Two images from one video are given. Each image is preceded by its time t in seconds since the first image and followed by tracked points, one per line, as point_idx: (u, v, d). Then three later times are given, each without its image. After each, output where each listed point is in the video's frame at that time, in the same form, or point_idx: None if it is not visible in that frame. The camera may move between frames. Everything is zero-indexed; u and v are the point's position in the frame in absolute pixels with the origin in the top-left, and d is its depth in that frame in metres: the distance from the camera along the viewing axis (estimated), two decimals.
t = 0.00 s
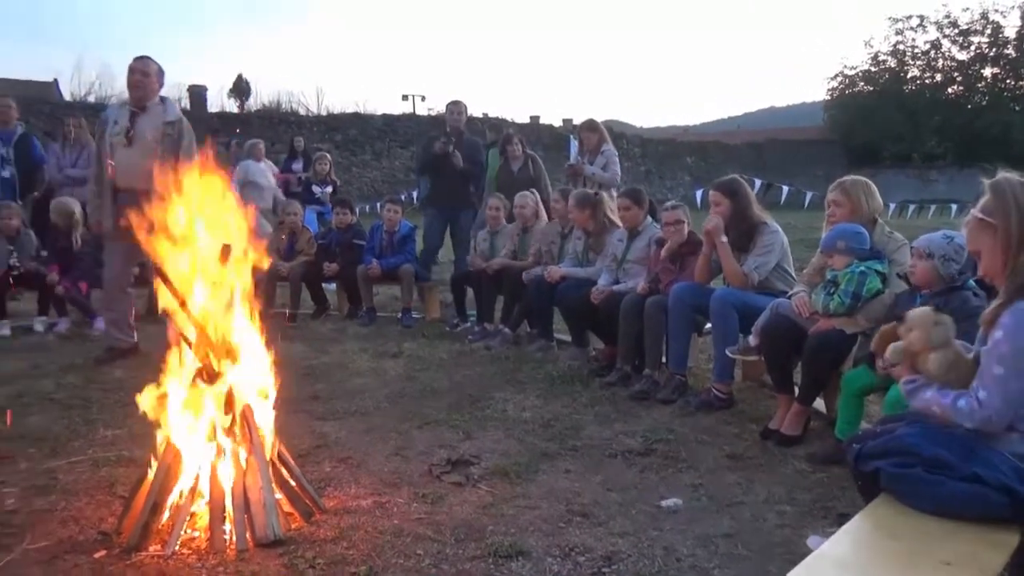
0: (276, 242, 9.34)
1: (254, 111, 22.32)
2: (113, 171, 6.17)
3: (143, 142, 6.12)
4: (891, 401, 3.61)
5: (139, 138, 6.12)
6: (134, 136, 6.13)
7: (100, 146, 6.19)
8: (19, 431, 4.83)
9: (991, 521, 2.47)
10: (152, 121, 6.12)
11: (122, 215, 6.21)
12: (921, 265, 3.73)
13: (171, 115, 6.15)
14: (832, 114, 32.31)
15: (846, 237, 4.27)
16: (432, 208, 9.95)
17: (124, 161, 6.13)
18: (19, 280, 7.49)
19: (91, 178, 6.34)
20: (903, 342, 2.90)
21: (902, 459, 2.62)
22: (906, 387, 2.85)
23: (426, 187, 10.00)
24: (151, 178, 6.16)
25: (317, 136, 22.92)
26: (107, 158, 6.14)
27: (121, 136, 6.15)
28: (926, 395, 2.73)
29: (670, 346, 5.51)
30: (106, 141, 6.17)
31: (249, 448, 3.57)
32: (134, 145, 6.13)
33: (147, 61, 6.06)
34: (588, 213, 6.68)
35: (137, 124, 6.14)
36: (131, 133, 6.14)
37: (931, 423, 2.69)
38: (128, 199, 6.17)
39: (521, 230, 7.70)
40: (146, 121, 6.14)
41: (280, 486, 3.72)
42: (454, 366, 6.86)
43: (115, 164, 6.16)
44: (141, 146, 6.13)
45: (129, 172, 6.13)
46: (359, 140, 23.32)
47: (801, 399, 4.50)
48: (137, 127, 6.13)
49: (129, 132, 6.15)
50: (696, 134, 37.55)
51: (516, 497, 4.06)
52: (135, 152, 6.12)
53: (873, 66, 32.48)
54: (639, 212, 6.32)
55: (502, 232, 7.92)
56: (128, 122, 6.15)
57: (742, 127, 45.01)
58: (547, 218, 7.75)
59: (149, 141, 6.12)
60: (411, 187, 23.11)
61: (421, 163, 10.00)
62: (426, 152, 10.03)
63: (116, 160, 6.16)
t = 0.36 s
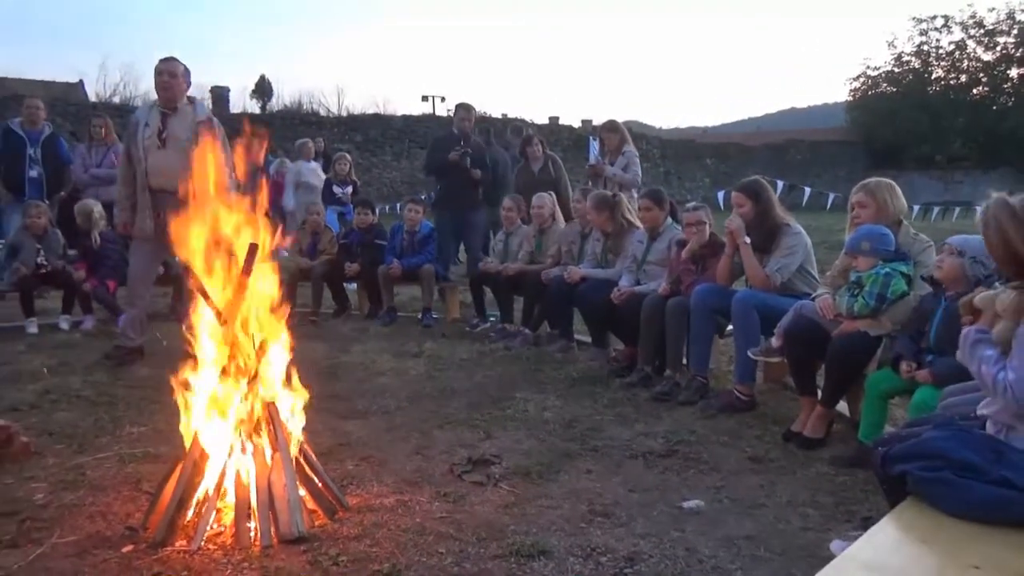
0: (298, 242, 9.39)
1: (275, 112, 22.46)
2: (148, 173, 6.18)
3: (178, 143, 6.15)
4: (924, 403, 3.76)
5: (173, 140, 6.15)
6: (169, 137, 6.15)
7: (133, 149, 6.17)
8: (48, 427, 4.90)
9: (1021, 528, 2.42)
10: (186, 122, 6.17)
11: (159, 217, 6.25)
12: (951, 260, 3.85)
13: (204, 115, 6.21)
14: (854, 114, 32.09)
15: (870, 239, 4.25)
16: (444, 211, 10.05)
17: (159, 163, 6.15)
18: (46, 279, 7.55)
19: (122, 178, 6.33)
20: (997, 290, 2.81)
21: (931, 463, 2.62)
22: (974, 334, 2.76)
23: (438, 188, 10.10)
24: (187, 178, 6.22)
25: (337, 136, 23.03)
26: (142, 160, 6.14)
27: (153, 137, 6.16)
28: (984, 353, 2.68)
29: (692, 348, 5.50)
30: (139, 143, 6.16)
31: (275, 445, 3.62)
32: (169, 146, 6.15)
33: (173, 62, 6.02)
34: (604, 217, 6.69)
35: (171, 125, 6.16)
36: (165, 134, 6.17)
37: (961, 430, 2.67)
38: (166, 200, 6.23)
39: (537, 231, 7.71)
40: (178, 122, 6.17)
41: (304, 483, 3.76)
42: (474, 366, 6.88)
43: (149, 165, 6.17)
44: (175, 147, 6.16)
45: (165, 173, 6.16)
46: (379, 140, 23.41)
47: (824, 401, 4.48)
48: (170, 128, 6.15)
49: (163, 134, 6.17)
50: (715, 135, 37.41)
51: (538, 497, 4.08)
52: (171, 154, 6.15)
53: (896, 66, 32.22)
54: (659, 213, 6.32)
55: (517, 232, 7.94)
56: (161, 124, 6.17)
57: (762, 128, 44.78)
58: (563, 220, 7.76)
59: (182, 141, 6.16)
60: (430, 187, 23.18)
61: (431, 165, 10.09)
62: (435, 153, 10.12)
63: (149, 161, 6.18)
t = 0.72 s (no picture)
0: (314, 243, 9.43)
1: (290, 113, 22.56)
2: (155, 179, 6.19)
3: (180, 145, 6.16)
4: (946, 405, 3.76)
5: (175, 142, 6.16)
6: (171, 140, 6.16)
7: (138, 158, 6.17)
8: (68, 426, 4.94)
9: None
10: (185, 123, 6.18)
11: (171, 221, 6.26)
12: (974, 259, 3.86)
13: (202, 114, 6.22)
14: (870, 115, 31.90)
15: (887, 241, 4.21)
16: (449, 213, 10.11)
17: (165, 168, 6.16)
18: (66, 279, 7.61)
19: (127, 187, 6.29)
20: None
21: (955, 468, 2.61)
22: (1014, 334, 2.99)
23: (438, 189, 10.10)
24: (193, 179, 6.24)
25: (352, 137, 23.10)
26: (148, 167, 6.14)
27: (155, 143, 6.16)
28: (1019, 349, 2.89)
29: (708, 349, 5.49)
30: (142, 151, 6.15)
31: (293, 446, 3.63)
32: (171, 149, 6.16)
33: (163, 64, 5.95)
34: (619, 219, 6.69)
35: (171, 128, 6.17)
36: (166, 137, 6.17)
37: (984, 435, 2.68)
38: (176, 204, 6.24)
39: (552, 233, 7.70)
40: (177, 123, 6.18)
41: (322, 484, 3.77)
42: (490, 367, 6.89)
43: (154, 171, 6.18)
44: (178, 149, 6.16)
45: (170, 177, 6.18)
46: (394, 141, 23.46)
47: (843, 404, 4.46)
48: (170, 131, 6.16)
49: (165, 138, 6.17)
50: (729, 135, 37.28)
51: (555, 499, 4.08)
52: (175, 157, 6.16)
53: (913, 66, 32.00)
54: (676, 214, 6.30)
55: (530, 233, 7.94)
56: (161, 128, 6.17)
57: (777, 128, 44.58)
58: (578, 222, 7.76)
59: (185, 143, 6.16)
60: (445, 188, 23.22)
61: (438, 168, 9.95)
62: (443, 154, 10.00)
63: (155, 166, 6.17)
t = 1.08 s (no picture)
0: (330, 245, 9.45)
1: (305, 116, 22.66)
2: (146, 183, 6.13)
3: (171, 147, 6.08)
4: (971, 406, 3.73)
5: (166, 145, 6.08)
6: (161, 143, 6.08)
7: (130, 161, 6.14)
8: (89, 428, 4.97)
9: None
10: (176, 125, 6.09)
11: (162, 225, 6.17)
12: (998, 259, 3.84)
13: (193, 116, 6.11)
14: (886, 114, 31.72)
15: (909, 242, 4.20)
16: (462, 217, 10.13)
17: (155, 170, 6.09)
18: (87, 282, 7.65)
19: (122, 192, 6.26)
20: None
21: (983, 471, 2.63)
22: None
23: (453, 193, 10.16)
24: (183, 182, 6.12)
25: (366, 139, 23.17)
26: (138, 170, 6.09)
27: (147, 145, 6.12)
28: None
29: (726, 351, 5.47)
30: (135, 153, 6.12)
31: (313, 448, 3.64)
32: (162, 152, 6.08)
33: (158, 66, 5.98)
34: (639, 218, 6.67)
35: (163, 130, 6.10)
36: (157, 140, 6.10)
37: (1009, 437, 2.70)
38: (165, 207, 6.13)
39: (570, 234, 7.70)
40: (169, 126, 6.10)
41: (342, 486, 3.78)
42: (506, 369, 6.89)
43: (147, 174, 6.12)
44: (168, 151, 6.08)
45: (161, 180, 6.09)
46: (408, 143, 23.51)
47: (863, 406, 4.44)
48: (162, 134, 6.09)
49: (156, 140, 6.11)
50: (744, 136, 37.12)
51: (573, 501, 4.07)
52: (165, 160, 6.08)
53: (929, 64, 31.81)
54: (695, 215, 6.29)
55: (548, 233, 7.93)
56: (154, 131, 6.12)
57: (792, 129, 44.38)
58: (596, 224, 7.75)
59: (175, 145, 6.07)
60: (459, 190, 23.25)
61: (455, 172, 10.02)
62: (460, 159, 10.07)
63: (147, 170, 6.12)
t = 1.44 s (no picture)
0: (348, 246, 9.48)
1: (322, 118, 22.75)
2: (144, 179, 6.06)
3: (171, 147, 5.99)
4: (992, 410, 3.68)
5: (166, 144, 5.99)
6: (161, 141, 5.99)
7: (129, 157, 6.07)
8: (112, 427, 5.02)
9: None
10: (178, 125, 6.00)
11: (157, 223, 6.10)
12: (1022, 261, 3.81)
13: (195, 117, 6.01)
14: (906, 114, 31.50)
15: (932, 242, 4.16)
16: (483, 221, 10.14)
17: (154, 168, 6.01)
18: (109, 284, 7.74)
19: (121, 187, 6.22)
20: None
21: (1006, 476, 2.65)
22: None
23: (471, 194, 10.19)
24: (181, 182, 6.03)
25: (383, 141, 23.24)
26: (136, 166, 6.03)
27: (149, 142, 6.04)
28: None
29: (745, 352, 5.45)
30: (135, 149, 6.05)
31: (333, 448, 3.67)
32: (162, 150, 6.00)
33: (165, 65, 5.90)
34: (661, 216, 6.64)
35: (164, 129, 6.01)
36: (158, 138, 6.02)
37: None
38: (161, 206, 6.05)
39: (589, 235, 7.70)
40: (171, 125, 6.01)
41: (361, 487, 3.80)
42: (524, 370, 6.89)
43: (146, 172, 6.04)
44: (168, 151, 6.00)
45: (159, 178, 6.02)
46: (425, 145, 23.56)
47: (885, 408, 4.42)
48: (164, 132, 6.00)
49: (156, 138, 6.02)
50: (762, 137, 36.94)
51: (592, 503, 4.07)
52: (165, 159, 6.00)
53: (950, 64, 31.57)
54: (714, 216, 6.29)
55: (569, 235, 7.91)
56: (155, 129, 6.03)
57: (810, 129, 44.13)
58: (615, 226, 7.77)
59: (175, 145, 5.99)
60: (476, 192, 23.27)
61: (477, 174, 10.00)
62: (481, 162, 10.06)
63: (146, 168, 6.05)
